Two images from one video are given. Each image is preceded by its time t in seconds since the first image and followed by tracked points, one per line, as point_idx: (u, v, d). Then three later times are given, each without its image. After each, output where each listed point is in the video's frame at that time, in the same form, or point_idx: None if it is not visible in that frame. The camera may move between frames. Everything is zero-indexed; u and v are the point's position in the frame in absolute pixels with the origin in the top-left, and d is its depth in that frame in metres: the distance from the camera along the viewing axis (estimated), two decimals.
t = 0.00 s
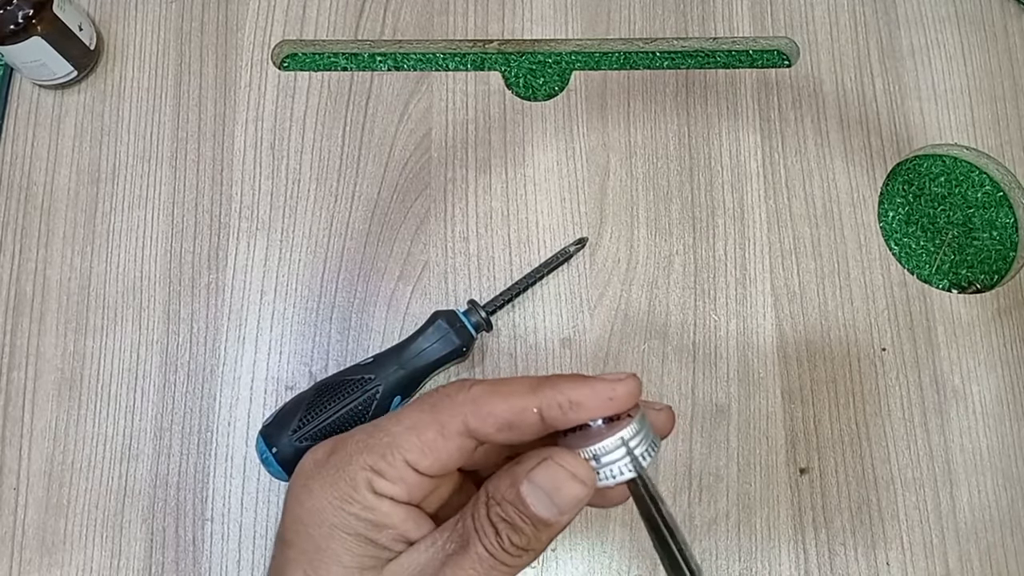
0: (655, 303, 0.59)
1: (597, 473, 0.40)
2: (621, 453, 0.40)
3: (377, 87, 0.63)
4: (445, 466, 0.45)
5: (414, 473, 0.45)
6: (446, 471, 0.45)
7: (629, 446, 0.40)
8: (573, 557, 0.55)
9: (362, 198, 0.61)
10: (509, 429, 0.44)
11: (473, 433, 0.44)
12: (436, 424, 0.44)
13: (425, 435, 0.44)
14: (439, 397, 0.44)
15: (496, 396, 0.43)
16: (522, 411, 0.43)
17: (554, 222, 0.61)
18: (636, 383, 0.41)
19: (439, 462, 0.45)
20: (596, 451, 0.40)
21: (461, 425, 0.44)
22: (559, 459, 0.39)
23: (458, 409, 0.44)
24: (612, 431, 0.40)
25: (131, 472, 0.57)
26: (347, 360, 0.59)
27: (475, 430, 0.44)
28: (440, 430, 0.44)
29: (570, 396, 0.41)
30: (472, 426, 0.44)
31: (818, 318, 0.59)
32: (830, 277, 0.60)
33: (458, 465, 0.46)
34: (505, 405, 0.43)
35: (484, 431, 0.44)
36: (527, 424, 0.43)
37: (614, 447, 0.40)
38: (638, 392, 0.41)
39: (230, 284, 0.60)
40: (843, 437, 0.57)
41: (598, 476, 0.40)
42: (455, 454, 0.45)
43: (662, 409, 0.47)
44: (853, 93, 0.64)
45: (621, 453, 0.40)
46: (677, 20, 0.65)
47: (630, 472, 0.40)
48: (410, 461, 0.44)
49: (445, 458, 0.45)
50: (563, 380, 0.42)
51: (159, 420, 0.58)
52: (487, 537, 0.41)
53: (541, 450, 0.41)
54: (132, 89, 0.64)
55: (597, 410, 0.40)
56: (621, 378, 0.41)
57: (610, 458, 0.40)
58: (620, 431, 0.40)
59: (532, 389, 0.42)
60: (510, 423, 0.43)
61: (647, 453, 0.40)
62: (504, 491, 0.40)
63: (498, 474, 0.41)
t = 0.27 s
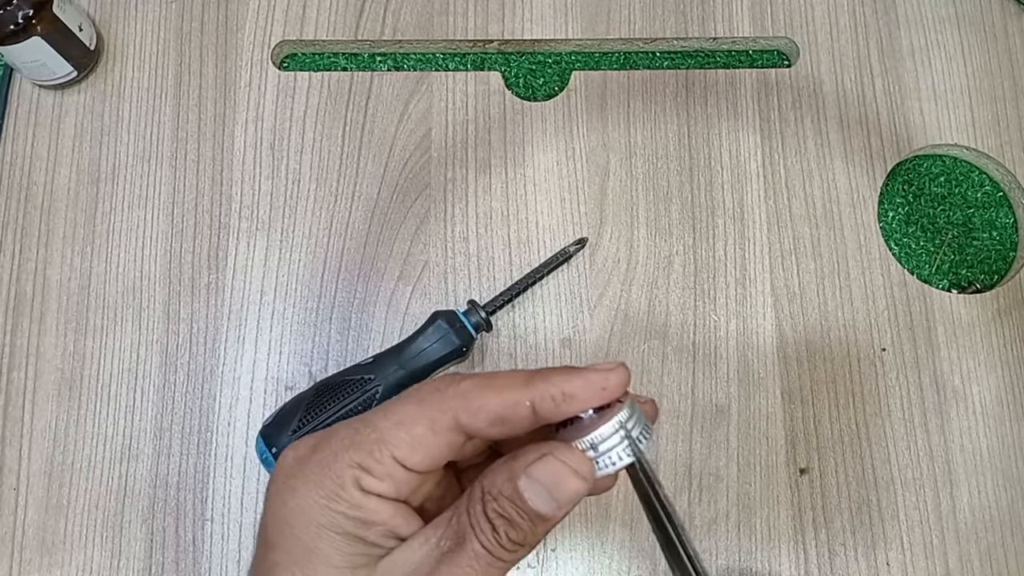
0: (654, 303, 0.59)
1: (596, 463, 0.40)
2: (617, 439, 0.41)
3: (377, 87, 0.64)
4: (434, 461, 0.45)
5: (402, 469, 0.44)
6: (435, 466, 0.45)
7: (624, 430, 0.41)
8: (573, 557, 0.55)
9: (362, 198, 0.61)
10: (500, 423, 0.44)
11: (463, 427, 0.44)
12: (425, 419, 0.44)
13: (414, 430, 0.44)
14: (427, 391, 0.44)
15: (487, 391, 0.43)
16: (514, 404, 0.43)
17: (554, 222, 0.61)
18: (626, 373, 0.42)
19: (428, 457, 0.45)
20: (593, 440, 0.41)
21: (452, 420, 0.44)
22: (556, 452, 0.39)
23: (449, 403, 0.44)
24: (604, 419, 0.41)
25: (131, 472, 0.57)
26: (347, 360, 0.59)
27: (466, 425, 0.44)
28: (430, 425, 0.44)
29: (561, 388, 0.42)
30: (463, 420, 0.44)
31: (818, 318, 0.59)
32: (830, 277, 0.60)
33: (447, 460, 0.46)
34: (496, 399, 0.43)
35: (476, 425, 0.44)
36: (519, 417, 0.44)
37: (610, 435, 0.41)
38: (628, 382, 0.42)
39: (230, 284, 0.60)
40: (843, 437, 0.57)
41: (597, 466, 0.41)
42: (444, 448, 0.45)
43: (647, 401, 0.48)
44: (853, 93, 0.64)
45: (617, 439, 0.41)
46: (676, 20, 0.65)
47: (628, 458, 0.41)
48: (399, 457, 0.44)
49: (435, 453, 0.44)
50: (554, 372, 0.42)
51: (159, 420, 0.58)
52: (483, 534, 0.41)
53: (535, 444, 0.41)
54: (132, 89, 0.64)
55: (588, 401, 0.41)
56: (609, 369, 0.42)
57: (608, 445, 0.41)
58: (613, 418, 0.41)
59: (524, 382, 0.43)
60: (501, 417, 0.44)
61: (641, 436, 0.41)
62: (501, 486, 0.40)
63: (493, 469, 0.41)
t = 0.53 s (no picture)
0: (655, 303, 0.59)
1: (582, 462, 0.40)
2: (604, 440, 0.40)
3: (377, 87, 0.63)
4: (423, 457, 0.44)
5: (389, 462, 0.44)
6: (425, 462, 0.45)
7: (612, 433, 0.40)
8: (573, 557, 0.55)
9: (363, 198, 0.61)
10: (492, 419, 0.44)
11: (455, 424, 0.44)
12: (416, 413, 0.44)
13: (404, 425, 0.44)
14: (419, 388, 0.44)
15: (479, 386, 0.43)
16: (506, 400, 0.43)
17: (554, 222, 0.61)
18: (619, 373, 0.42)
19: (418, 453, 0.44)
20: (580, 439, 0.40)
21: (443, 415, 0.44)
22: (543, 448, 0.40)
23: (441, 398, 0.43)
24: (593, 420, 0.41)
25: (131, 472, 0.57)
26: (347, 360, 0.59)
27: (457, 421, 0.44)
28: (421, 420, 0.44)
29: (554, 385, 0.41)
30: (454, 416, 0.43)
31: (818, 318, 0.59)
32: (830, 277, 0.60)
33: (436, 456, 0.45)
34: (489, 394, 0.43)
35: (467, 422, 0.44)
36: (511, 413, 0.43)
37: (597, 435, 0.40)
38: (621, 382, 0.42)
39: (231, 284, 0.60)
40: (843, 437, 0.57)
41: (582, 466, 0.40)
42: (434, 445, 0.44)
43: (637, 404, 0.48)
44: (853, 93, 0.64)
45: (604, 440, 0.40)
46: (677, 20, 0.65)
47: (614, 460, 0.40)
48: (387, 450, 0.44)
49: (425, 449, 0.44)
50: (548, 369, 0.42)
51: (159, 420, 0.58)
52: (466, 527, 0.42)
53: (523, 440, 0.41)
54: (132, 89, 0.64)
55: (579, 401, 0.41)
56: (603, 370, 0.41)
57: (594, 445, 0.40)
58: (601, 419, 0.40)
59: (517, 378, 0.43)
60: (493, 413, 0.43)
61: (629, 440, 0.41)
62: (485, 480, 0.41)
63: (479, 463, 0.41)
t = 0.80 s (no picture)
0: (655, 303, 0.59)
1: (575, 460, 0.40)
2: (598, 438, 0.40)
3: (377, 87, 0.64)
4: (417, 455, 0.44)
5: (383, 461, 0.44)
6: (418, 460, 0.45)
7: (606, 431, 0.40)
8: (573, 557, 0.55)
9: (362, 199, 0.61)
10: (485, 417, 0.44)
11: (448, 421, 0.44)
12: (409, 411, 0.44)
13: (397, 422, 0.44)
14: (414, 386, 0.44)
15: (472, 384, 0.43)
16: (500, 397, 0.43)
17: (554, 222, 0.61)
18: (613, 370, 0.42)
19: (411, 451, 0.44)
20: (574, 437, 0.40)
21: (436, 413, 0.44)
22: (536, 446, 0.40)
23: (434, 395, 0.44)
24: (587, 417, 0.41)
25: (131, 472, 0.57)
26: (347, 360, 0.59)
27: (451, 418, 0.44)
28: (414, 417, 0.44)
29: (548, 381, 0.41)
30: (448, 413, 0.43)
31: (818, 318, 0.59)
32: (830, 277, 0.60)
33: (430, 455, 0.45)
34: (482, 391, 0.43)
35: (461, 419, 0.44)
36: (504, 410, 0.43)
37: (592, 433, 0.40)
38: (615, 379, 0.42)
39: (230, 285, 0.60)
40: (843, 437, 0.57)
41: (576, 463, 0.40)
42: (428, 442, 0.44)
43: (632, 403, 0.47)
44: (853, 93, 0.64)
45: (598, 439, 0.40)
46: (676, 20, 0.65)
47: (608, 458, 0.40)
48: (380, 449, 0.44)
49: (418, 447, 0.44)
50: (542, 366, 0.42)
51: (159, 420, 0.58)
52: (460, 526, 0.41)
53: (517, 438, 0.41)
54: (132, 89, 0.64)
55: (574, 398, 0.41)
56: (596, 367, 0.41)
57: (588, 444, 0.40)
58: (596, 417, 0.40)
59: (511, 375, 0.43)
60: (487, 410, 0.43)
61: (623, 438, 0.41)
62: (479, 479, 0.41)
63: (473, 462, 0.41)
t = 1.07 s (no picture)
0: (655, 303, 0.59)
1: (572, 463, 0.40)
2: (593, 440, 0.40)
3: (377, 88, 0.64)
4: (414, 455, 0.44)
5: (379, 461, 0.44)
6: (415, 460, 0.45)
7: (602, 433, 0.40)
8: (573, 557, 0.55)
9: (362, 199, 0.61)
10: (482, 417, 0.44)
11: (446, 422, 0.44)
12: (406, 411, 0.44)
13: (394, 423, 0.44)
14: (411, 386, 0.44)
15: (468, 384, 0.43)
16: (497, 397, 0.43)
17: (554, 222, 0.61)
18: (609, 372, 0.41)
19: (408, 451, 0.44)
20: (570, 439, 0.40)
21: (433, 413, 0.44)
22: (532, 447, 0.40)
23: (431, 396, 0.44)
24: (584, 419, 0.41)
25: (131, 472, 0.57)
26: (347, 360, 0.59)
27: (448, 419, 0.44)
28: (411, 417, 0.44)
29: (544, 382, 0.41)
30: (445, 413, 0.43)
31: (818, 318, 0.59)
32: (830, 278, 0.60)
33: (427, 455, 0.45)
34: (479, 392, 0.43)
35: (458, 419, 0.44)
36: (501, 411, 0.43)
37: (588, 435, 0.40)
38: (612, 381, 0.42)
39: (231, 285, 0.60)
40: (843, 437, 0.57)
41: (573, 466, 0.40)
42: (425, 443, 0.44)
43: (627, 402, 0.47)
44: (853, 93, 0.64)
45: (594, 441, 0.40)
46: (677, 20, 0.65)
47: (605, 460, 0.40)
48: (377, 449, 0.44)
49: (414, 447, 0.44)
50: (538, 367, 0.42)
51: (159, 420, 0.58)
52: (457, 526, 0.42)
53: (513, 439, 0.41)
54: (132, 89, 0.64)
55: (569, 399, 0.41)
56: (591, 368, 0.41)
57: (584, 446, 0.40)
58: (592, 419, 0.40)
59: (507, 376, 0.43)
60: (484, 410, 0.43)
61: (619, 439, 0.40)
62: (476, 480, 0.41)
63: (470, 462, 0.42)
